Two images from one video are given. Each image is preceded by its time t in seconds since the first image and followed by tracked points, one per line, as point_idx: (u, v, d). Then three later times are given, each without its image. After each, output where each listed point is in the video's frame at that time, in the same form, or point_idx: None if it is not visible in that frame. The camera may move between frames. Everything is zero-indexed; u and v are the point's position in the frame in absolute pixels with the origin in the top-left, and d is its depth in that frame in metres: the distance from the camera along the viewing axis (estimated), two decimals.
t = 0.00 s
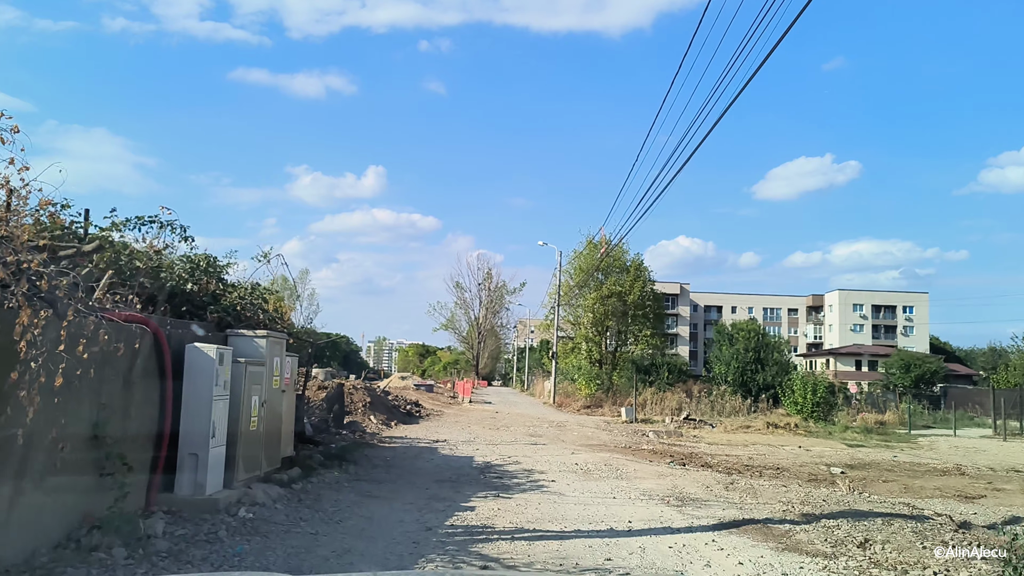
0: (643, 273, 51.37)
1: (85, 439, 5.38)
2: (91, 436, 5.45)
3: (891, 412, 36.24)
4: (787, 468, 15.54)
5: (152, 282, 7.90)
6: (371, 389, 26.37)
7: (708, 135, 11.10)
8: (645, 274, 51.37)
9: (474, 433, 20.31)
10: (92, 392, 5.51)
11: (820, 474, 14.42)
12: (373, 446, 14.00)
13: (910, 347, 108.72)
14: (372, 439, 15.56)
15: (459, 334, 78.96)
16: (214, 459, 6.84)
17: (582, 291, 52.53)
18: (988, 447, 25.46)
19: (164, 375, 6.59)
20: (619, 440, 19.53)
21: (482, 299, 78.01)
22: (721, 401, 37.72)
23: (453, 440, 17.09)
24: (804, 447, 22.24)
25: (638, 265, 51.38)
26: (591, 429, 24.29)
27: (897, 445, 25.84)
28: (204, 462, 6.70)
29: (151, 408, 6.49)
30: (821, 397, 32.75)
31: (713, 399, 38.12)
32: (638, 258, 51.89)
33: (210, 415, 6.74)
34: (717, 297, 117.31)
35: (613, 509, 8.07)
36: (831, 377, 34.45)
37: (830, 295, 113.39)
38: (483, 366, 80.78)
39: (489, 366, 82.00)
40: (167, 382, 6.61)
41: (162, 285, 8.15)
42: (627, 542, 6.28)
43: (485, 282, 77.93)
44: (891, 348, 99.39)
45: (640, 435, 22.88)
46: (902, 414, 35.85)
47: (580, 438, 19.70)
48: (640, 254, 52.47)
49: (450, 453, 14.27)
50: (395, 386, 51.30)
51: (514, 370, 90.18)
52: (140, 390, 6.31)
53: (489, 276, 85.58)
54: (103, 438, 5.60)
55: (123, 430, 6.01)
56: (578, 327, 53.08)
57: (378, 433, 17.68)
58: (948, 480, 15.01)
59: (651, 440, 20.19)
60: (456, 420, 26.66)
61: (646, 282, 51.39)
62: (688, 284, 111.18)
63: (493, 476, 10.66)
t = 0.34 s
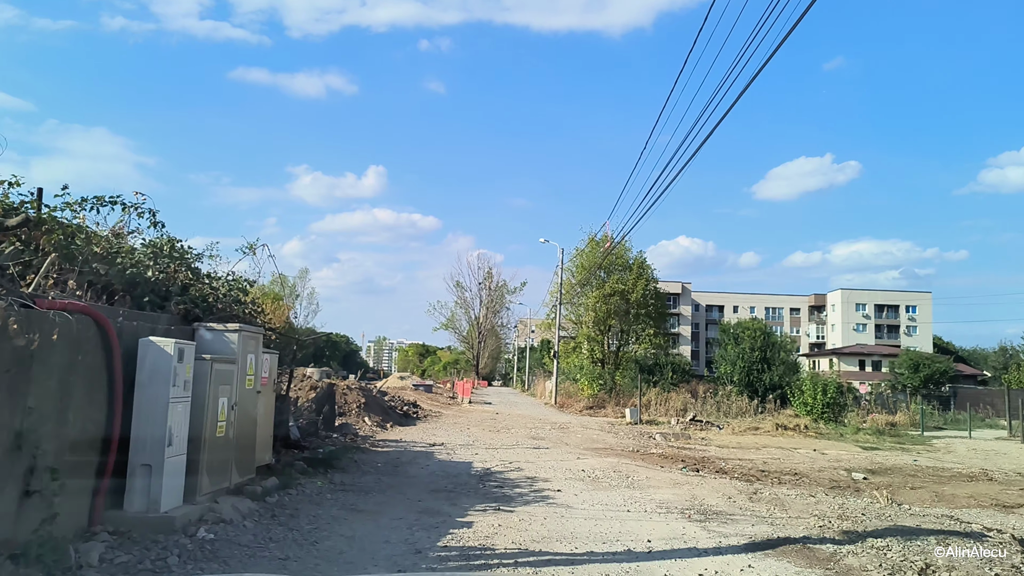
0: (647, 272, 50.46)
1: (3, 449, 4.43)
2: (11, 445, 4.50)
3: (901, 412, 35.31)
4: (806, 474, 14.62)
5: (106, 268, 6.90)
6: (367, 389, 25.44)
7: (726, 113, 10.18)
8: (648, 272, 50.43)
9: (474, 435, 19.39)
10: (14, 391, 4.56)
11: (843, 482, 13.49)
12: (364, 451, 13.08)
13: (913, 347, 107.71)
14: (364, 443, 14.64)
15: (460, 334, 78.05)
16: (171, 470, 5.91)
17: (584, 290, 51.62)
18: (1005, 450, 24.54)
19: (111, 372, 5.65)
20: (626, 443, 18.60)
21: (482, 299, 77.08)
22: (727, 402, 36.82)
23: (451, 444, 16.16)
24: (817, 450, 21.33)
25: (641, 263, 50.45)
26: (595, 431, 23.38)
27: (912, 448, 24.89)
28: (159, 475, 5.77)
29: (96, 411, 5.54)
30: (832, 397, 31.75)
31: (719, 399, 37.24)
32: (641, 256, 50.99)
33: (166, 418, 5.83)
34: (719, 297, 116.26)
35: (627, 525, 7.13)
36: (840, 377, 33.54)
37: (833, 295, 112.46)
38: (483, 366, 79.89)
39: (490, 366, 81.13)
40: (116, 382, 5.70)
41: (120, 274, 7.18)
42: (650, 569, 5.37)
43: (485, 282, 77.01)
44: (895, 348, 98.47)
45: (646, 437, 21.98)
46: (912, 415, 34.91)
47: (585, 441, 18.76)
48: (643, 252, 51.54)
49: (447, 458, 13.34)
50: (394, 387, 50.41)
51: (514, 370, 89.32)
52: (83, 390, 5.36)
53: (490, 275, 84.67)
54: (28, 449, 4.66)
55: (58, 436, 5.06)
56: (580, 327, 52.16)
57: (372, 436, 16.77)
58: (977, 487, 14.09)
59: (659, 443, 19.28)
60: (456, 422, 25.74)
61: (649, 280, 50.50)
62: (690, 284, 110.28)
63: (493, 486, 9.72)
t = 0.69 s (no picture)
0: (650, 270, 49.49)
1: None
2: None
3: (912, 414, 34.33)
4: (828, 482, 13.62)
5: (36, 248, 6.05)
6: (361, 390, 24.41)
7: (752, 84, 9.23)
8: (651, 270, 49.44)
9: (472, 439, 18.37)
10: None
11: (869, 491, 12.51)
12: (353, 457, 12.07)
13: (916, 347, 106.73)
14: (354, 447, 13.64)
15: (459, 334, 77.06)
16: (102, 490, 4.91)
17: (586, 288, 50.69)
18: None
19: (26, 371, 4.65)
20: (632, 447, 17.59)
21: (481, 298, 76.11)
22: (733, 403, 35.85)
23: (447, 448, 15.16)
24: (832, 454, 20.36)
25: (644, 261, 49.46)
26: (598, 433, 22.40)
27: (928, 451, 23.91)
28: (86, 496, 4.78)
29: (6, 419, 4.54)
30: (844, 399, 30.73)
31: (724, 400, 36.31)
32: (644, 254, 50.03)
33: (94, 429, 4.83)
34: (721, 297, 115.26)
35: (647, 549, 6.14)
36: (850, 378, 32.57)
37: (835, 295, 111.54)
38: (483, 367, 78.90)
39: (489, 366, 80.17)
40: (32, 383, 4.69)
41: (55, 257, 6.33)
42: None
43: (485, 282, 76.03)
44: (899, 349, 97.49)
45: (652, 440, 20.98)
46: (924, 417, 33.94)
47: (589, 445, 17.75)
48: (646, 250, 50.56)
49: (442, 464, 12.33)
50: (392, 387, 49.42)
51: (514, 370, 88.36)
52: None
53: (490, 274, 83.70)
54: None
55: None
56: (582, 326, 51.17)
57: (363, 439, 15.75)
58: (1012, 496, 13.10)
59: (667, 447, 18.29)
60: (454, 423, 24.74)
61: (652, 278, 49.53)
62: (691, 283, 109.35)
63: (491, 498, 8.74)
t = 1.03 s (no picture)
0: (650, 266, 48.54)
1: None
2: None
3: (921, 413, 33.40)
4: (849, 487, 12.64)
5: None
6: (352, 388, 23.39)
7: (779, 44, 8.29)
8: (651, 266, 48.48)
9: (466, 440, 17.35)
10: None
11: (897, 498, 11.55)
12: (337, 462, 11.04)
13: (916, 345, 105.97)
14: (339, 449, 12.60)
15: (456, 332, 76.05)
16: None
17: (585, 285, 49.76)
18: None
19: None
20: (636, 449, 16.59)
21: (479, 296, 75.13)
22: (737, 401, 34.95)
23: (439, 450, 14.15)
24: (846, 456, 19.41)
25: (644, 257, 48.51)
26: (599, 433, 21.40)
27: (943, 451, 23.00)
28: None
29: None
30: (852, 397, 29.76)
31: (727, 398, 35.39)
32: (644, 250, 49.09)
33: None
34: (720, 295, 114.35)
35: None
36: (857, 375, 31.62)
37: (834, 292, 110.74)
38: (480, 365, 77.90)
39: (487, 365, 79.22)
40: None
41: None
42: None
43: (482, 279, 75.03)
44: (899, 346, 96.73)
45: (656, 441, 19.99)
46: (933, 415, 33.03)
47: (590, 446, 16.73)
48: (645, 246, 49.63)
49: (432, 469, 11.30)
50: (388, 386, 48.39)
51: (512, 369, 87.44)
52: None
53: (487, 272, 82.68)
54: None
55: None
56: (581, 323, 50.16)
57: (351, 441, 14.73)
58: None
59: (673, 448, 17.30)
60: (449, 424, 23.72)
61: (653, 274, 48.58)
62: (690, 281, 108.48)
63: (485, 511, 7.74)
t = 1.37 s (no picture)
0: (652, 264, 47.55)
1: None
2: None
3: (933, 416, 32.42)
4: (877, 499, 11.66)
5: None
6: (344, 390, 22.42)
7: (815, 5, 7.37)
8: (653, 265, 47.48)
9: (463, 446, 16.36)
10: None
11: (933, 513, 10.57)
12: (319, 472, 10.06)
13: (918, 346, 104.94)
14: (322, 458, 11.61)
15: (455, 333, 75.02)
16: None
17: (586, 284, 48.82)
18: None
19: None
20: (644, 456, 15.61)
21: (478, 297, 74.12)
22: (743, 404, 34.08)
23: (434, 458, 13.17)
24: (863, 463, 18.41)
25: (646, 256, 47.53)
26: (603, 438, 20.42)
27: (963, 457, 21.98)
28: None
29: None
30: (865, 400, 28.67)
31: (733, 401, 34.54)
32: (646, 248, 48.12)
33: None
34: (721, 296, 113.26)
35: None
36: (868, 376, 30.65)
37: (835, 293, 109.88)
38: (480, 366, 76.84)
39: (486, 366, 78.25)
40: None
41: None
42: None
43: (481, 280, 74.01)
44: (902, 348, 95.83)
45: (663, 446, 19.03)
46: (945, 419, 32.05)
47: (595, 453, 15.74)
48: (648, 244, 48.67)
49: (424, 480, 10.33)
50: (385, 387, 47.39)
51: (510, 369, 86.43)
52: None
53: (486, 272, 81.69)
54: None
55: None
56: (581, 323, 49.22)
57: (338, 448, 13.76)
58: None
59: (682, 455, 16.33)
60: (446, 427, 22.75)
61: (655, 273, 47.61)
62: (691, 282, 107.47)
63: (480, 534, 6.77)
